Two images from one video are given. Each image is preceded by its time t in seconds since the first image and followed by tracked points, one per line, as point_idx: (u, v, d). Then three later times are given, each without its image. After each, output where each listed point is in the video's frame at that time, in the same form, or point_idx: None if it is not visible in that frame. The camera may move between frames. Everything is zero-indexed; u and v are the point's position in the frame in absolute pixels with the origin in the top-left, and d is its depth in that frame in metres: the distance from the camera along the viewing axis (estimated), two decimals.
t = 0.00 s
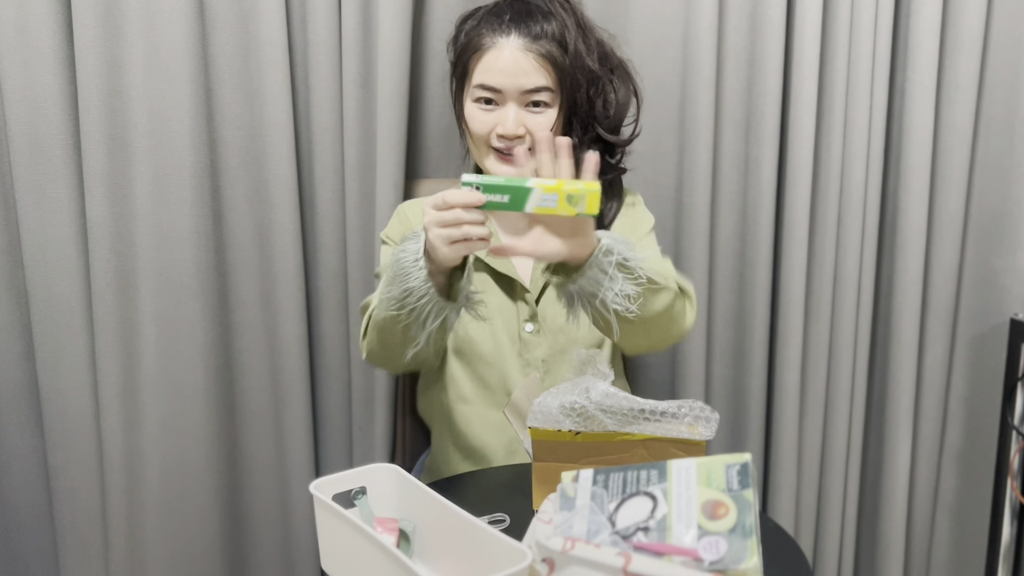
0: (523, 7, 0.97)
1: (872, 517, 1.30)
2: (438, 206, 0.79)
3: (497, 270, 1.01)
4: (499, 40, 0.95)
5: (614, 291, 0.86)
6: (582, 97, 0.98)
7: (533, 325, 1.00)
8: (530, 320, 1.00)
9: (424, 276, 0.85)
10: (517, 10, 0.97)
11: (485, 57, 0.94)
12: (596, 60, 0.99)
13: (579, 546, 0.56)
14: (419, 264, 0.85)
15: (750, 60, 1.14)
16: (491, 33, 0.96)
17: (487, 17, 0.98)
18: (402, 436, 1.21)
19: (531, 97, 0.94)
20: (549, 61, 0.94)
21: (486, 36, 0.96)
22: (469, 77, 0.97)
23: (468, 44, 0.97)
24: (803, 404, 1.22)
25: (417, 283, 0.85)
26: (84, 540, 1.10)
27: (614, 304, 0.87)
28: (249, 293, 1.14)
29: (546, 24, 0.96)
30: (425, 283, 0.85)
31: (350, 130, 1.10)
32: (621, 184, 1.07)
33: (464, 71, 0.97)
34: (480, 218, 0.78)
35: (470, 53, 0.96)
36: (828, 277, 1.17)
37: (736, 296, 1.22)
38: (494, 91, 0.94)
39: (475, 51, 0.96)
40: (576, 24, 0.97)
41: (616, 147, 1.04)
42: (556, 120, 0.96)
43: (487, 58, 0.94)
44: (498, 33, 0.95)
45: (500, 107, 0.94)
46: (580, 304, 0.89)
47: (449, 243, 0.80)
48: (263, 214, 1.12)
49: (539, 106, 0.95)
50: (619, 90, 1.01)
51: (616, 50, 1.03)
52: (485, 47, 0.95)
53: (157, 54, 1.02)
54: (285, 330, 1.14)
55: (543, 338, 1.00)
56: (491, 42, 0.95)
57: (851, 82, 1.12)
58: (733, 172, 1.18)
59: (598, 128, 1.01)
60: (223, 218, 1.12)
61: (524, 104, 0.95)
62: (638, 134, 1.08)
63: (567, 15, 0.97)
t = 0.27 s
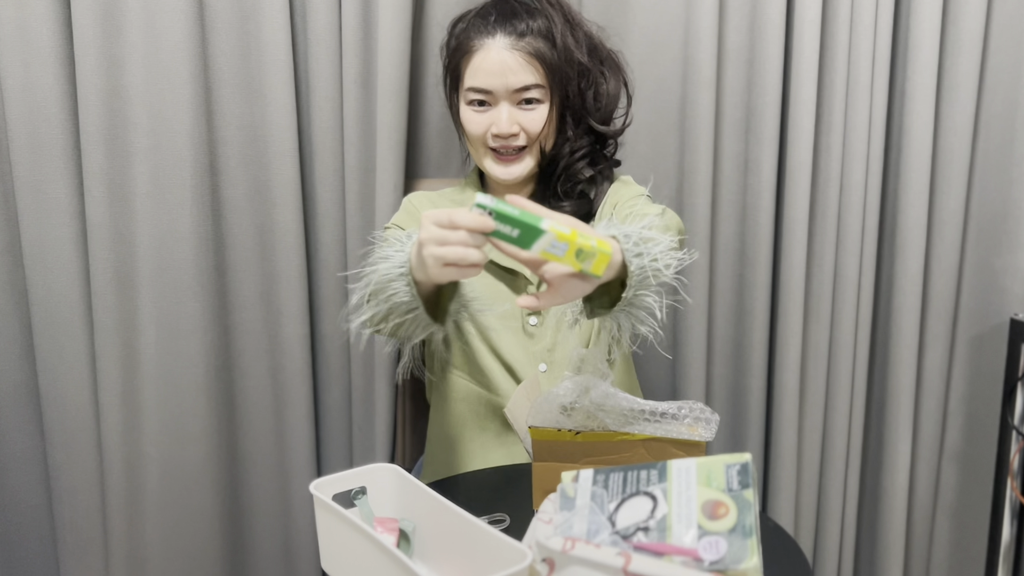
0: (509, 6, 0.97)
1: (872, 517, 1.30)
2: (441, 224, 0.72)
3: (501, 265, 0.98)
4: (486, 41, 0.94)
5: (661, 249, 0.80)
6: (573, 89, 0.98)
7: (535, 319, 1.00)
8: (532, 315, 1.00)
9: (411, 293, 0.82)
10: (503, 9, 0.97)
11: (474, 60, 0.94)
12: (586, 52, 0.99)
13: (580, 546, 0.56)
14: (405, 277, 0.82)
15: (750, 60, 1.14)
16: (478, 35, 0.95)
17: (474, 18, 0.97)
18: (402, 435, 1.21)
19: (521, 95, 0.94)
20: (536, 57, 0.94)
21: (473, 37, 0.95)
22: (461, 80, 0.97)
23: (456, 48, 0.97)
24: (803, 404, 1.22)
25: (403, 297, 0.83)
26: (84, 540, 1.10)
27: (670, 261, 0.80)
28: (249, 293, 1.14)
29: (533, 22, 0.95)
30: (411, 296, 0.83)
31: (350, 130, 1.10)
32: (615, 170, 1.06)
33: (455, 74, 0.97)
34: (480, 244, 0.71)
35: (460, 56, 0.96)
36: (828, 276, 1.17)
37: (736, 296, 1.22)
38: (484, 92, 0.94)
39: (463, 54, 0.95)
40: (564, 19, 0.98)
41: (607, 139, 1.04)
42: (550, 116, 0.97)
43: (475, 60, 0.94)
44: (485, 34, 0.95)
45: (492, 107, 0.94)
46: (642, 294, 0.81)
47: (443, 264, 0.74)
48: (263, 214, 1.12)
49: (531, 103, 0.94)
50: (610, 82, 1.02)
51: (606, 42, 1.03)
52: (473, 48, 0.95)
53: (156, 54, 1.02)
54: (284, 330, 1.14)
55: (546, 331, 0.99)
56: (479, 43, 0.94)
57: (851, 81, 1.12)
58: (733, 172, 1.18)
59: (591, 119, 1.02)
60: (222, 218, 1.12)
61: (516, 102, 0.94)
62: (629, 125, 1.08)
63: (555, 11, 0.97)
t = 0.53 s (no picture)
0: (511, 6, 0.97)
1: (872, 517, 1.30)
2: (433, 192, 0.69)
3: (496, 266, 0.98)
4: (486, 42, 0.94)
5: (659, 242, 0.80)
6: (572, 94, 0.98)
7: (532, 319, 1.00)
8: (531, 314, 1.00)
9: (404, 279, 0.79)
10: (505, 10, 0.97)
11: (473, 60, 0.94)
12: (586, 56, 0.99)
13: (580, 547, 0.56)
14: (395, 255, 0.78)
15: (750, 59, 1.14)
16: (478, 36, 0.95)
17: (475, 18, 0.98)
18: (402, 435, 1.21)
19: (519, 97, 0.94)
20: (535, 59, 0.94)
21: (473, 36, 0.95)
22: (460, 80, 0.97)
23: (456, 46, 0.97)
24: (803, 404, 1.22)
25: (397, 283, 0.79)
26: (84, 540, 1.10)
27: (668, 258, 0.80)
28: (249, 293, 1.14)
29: (534, 24, 0.95)
30: (403, 274, 0.79)
31: (350, 130, 1.10)
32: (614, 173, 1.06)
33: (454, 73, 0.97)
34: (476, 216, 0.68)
35: (459, 55, 0.96)
36: (828, 276, 1.17)
37: (736, 296, 1.21)
38: (482, 92, 0.93)
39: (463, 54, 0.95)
40: (566, 22, 0.98)
41: (605, 144, 1.04)
42: (548, 119, 0.97)
43: (474, 60, 0.94)
44: (484, 36, 0.95)
45: (490, 107, 0.94)
46: (642, 285, 0.81)
47: (436, 229, 0.70)
48: (263, 214, 1.12)
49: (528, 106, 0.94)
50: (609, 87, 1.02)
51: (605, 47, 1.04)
52: (473, 48, 0.95)
53: (156, 54, 1.02)
54: (284, 330, 1.13)
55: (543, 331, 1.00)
56: (479, 42, 0.95)
57: (852, 81, 1.12)
58: (733, 172, 1.18)
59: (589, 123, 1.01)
60: (222, 218, 1.12)
61: (514, 103, 0.94)
62: (627, 130, 1.08)
63: (556, 14, 0.97)
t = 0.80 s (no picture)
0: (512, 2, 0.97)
1: (872, 517, 1.30)
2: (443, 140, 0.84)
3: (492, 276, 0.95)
4: (486, 35, 0.95)
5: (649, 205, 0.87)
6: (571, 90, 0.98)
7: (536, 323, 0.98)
8: (534, 318, 0.98)
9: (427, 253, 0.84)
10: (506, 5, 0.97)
11: (473, 51, 0.94)
12: (586, 53, 0.99)
13: (580, 546, 0.56)
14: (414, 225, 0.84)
15: (750, 60, 1.14)
16: (478, 29, 0.95)
17: (476, 13, 0.98)
18: (402, 436, 1.21)
19: (518, 90, 0.94)
20: (534, 52, 0.93)
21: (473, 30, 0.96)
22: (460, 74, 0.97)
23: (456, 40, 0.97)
24: (803, 404, 1.22)
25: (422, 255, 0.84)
26: (84, 541, 1.10)
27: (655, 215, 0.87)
28: (249, 293, 1.14)
29: (535, 19, 0.95)
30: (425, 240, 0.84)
31: (350, 130, 1.10)
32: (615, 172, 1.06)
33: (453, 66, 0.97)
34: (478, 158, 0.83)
35: (459, 49, 0.96)
36: (828, 276, 1.17)
37: (736, 296, 1.21)
38: (481, 84, 0.93)
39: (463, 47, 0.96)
40: (566, 19, 0.97)
41: (605, 144, 1.04)
42: (547, 114, 0.97)
43: (473, 52, 0.94)
44: (485, 29, 0.95)
45: (489, 100, 0.94)
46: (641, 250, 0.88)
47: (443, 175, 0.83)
48: (263, 214, 1.12)
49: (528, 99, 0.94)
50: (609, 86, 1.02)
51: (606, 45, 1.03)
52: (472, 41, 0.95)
53: (156, 54, 1.02)
54: (284, 330, 1.13)
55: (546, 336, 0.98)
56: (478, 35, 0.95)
57: (852, 81, 1.12)
58: (733, 172, 1.18)
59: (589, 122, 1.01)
60: (222, 219, 1.12)
61: (513, 96, 0.94)
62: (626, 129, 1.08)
63: (557, 11, 0.97)
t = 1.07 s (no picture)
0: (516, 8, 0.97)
1: (872, 517, 1.30)
2: (455, 159, 0.85)
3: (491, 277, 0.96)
4: (489, 43, 0.93)
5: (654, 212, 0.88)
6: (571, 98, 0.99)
7: (539, 326, 0.98)
8: (535, 321, 0.98)
9: (436, 247, 0.84)
10: (509, 11, 0.97)
11: (476, 61, 0.92)
12: (588, 61, 0.99)
13: (580, 546, 0.56)
14: (428, 243, 0.84)
15: (750, 60, 1.14)
16: (481, 37, 0.94)
17: (479, 18, 0.97)
18: (402, 435, 1.21)
19: (521, 100, 0.93)
20: (539, 61, 0.93)
21: (476, 35, 0.95)
22: (461, 80, 0.96)
23: (458, 45, 0.97)
24: (803, 404, 1.22)
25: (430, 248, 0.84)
26: (84, 541, 1.10)
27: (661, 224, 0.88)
28: (249, 293, 1.14)
29: (538, 26, 0.95)
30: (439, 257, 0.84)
31: (350, 130, 1.10)
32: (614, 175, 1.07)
33: (455, 72, 0.96)
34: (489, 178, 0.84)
35: (461, 55, 0.95)
36: (828, 276, 1.17)
37: (736, 296, 1.22)
38: (484, 95, 0.92)
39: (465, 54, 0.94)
40: (569, 27, 0.98)
41: (605, 150, 1.06)
42: (548, 124, 0.96)
43: (477, 62, 0.92)
44: (488, 37, 0.94)
45: (491, 110, 0.93)
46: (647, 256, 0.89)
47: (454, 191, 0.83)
48: (263, 214, 1.12)
49: (530, 110, 0.93)
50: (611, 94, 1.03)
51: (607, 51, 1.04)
52: (475, 47, 0.94)
53: (157, 54, 1.02)
54: (284, 330, 1.13)
55: (548, 338, 0.98)
56: (481, 42, 0.94)
57: (852, 81, 1.12)
58: (733, 173, 1.18)
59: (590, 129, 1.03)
60: (222, 219, 1.12)
61: (516, 108, 0.93)
62: (628, 134, 1.09)
63: (560, 18, 0.97)
